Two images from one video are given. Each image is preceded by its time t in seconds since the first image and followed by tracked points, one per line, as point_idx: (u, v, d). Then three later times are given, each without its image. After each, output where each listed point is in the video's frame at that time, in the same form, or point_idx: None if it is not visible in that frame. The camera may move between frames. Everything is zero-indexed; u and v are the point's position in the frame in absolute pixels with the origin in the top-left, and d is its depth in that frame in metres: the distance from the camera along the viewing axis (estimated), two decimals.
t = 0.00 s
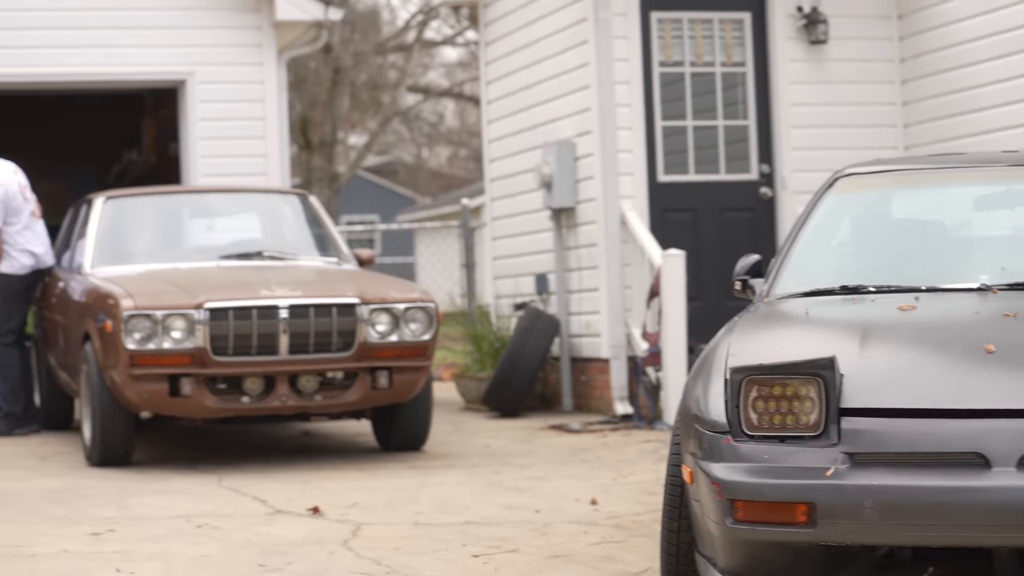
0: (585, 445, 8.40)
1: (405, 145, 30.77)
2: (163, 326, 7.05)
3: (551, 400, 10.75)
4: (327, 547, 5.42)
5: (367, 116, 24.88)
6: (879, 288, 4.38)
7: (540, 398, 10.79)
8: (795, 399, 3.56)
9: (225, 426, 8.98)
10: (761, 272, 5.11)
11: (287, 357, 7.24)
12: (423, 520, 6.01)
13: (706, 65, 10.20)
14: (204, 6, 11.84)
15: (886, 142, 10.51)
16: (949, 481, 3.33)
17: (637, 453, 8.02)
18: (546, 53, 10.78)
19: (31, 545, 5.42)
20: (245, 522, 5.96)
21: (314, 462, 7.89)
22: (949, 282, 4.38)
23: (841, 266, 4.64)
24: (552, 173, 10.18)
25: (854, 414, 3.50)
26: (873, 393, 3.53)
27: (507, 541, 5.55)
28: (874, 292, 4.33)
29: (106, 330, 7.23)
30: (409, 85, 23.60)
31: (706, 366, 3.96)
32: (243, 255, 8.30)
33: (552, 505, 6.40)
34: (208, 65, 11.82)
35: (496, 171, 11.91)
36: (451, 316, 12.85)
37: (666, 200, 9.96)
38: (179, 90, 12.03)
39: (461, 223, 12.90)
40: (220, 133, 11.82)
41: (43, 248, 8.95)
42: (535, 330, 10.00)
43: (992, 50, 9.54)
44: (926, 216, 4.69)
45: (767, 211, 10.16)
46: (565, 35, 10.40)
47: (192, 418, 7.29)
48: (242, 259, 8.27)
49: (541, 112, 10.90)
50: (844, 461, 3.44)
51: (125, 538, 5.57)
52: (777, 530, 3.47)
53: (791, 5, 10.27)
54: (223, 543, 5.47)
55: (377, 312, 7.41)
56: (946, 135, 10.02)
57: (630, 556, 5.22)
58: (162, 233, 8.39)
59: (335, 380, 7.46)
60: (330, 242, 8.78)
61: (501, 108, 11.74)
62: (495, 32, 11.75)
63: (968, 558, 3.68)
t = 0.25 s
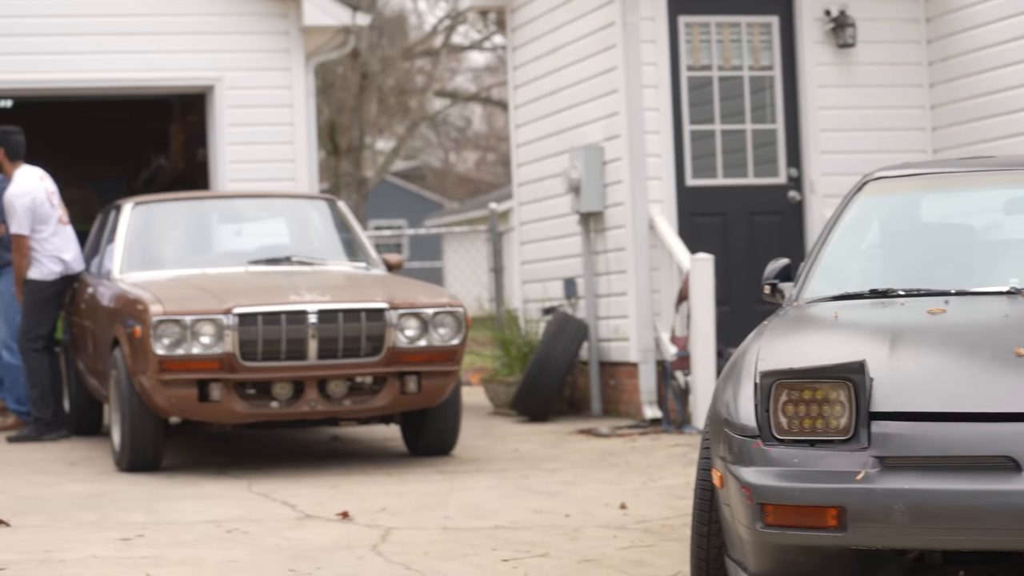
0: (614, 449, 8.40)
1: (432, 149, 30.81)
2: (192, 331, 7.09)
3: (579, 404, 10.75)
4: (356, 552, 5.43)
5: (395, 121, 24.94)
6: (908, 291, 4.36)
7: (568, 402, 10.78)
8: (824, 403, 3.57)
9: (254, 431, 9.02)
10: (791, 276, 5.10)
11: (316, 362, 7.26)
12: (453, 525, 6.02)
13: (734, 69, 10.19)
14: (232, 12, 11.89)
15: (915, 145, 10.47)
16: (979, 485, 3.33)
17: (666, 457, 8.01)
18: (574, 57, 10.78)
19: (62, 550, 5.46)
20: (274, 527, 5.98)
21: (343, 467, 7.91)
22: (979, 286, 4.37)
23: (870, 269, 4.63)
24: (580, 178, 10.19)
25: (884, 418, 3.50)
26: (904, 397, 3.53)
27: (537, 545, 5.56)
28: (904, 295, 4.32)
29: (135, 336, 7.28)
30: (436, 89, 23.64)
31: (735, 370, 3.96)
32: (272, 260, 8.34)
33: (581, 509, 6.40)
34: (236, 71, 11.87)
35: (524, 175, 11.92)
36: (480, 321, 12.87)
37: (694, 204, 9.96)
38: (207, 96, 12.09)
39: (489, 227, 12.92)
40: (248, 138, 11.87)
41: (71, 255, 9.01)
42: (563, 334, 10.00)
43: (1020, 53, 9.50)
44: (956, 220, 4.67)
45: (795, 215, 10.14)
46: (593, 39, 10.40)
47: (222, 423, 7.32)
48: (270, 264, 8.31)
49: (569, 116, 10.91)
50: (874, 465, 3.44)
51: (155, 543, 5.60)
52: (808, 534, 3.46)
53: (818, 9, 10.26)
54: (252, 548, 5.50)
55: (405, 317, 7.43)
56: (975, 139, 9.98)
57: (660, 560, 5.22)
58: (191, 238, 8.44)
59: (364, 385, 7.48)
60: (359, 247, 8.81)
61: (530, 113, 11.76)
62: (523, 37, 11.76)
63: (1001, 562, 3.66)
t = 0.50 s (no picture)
0: (642, 449, 8.40)
1: (459, 149, 30.83)
2: (220, 331, 7.13)
3: (607, 404, 10.75)
4: (385, 551, 5.46)
5: (422, 121, 24.96)
6: (938, 291, 4.36)
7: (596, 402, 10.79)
8: (853, 403, 3.57)
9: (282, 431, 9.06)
10: (819, 276, 5.09)
11: (344, 362, 7.30)
12: (481, 525, 6.04)
13: (762, 69, 10.17)
14: (260, 13, 11.93)
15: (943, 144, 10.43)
16: (1009, 485, 3.34)
17: (694, 457, 8.01)
18: (602, 57, 10.78)
19: (92, 550, 5.50)
20: (303, 526, 6.02)
21: (371, 467, 7.94)
22: (1009, 286, 4.36)
23: (899, 269, 4.62)
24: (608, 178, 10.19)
25: (913, 418, 3.51)
26: (933, 397, 3.53)
27: (565, 545, 5.57)
28: (932, 295, 4.31)
29: (164, 336, 7.33)
30: (464, 90, 23.66)
31: (764, 370, 3.96)
32: (300, 261, 8.38)
33: (610, 509, 6.41)
34: (263, 71, 11.91)
35: (552, 176, 11.93)
36: (507, 321, 12.88)
37: (722, 204, 9.95)
38: (235, 96, 12.13)
39: (517, 227, 12.92)
40: (275, 138, 11.92)
41: (99, 256, 9.08)
42: (591, 334, 10.01)
43: None
44: (985, 219, 4.66)
45: (823, 216, 10.11)
46: (621, 40, 10.40)
47: (250, 423, 7.36)
48: (298, 264, 8.35)
49: (597, 117, 10.91)
50: (903, 465, 3.45)
51: (184, 543, 5.64)
52: (837, 534, 3.47)
53: (846, 8, 10.22)
54: (281, 548, 5.53)
55: (434, 317, 7.45)
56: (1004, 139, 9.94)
57: (688, 560, 5.22)
58: (220, 239, 8.48)
59: (392, 385, 7.50)
60: (387, 247, 8.83)
61: (557, 113, 11.76)
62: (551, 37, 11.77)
63: None
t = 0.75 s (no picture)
0: (669, 447, 8.39)
1: (485, 147, 30.84)
2: (247, 330, 7.16)
3: (634, 402, 10.74)
4: (412, 550, 5.48)
5: (448, 119, 24.99)
6: (966, 289, 4.34)
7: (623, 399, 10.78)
8: (881, 401, 3.57)
9: (309, 429, 9.09)
10: (847, 274, 5.08)
11: (371, 361, 7.32)
12: (509, 523, 6.05)
13: (789, 66, 10.15)
14: (288, 12, 11.97)
15: (971, 142, 10.39)
16: None
17: (721, 455, 8.00)
18: (629, 55, 10.77)
19: (119, 549, 5.53)
20: (331, 525, 6.04)
21: (398, 465, 7.96)
22: None
23: (927, 266, 4.61)
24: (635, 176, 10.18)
25: (942, 416, 3.51)
26: (962, 395, 3.53)
27: (593, 543, 5.58)
28: (960, 293, 4.30)
29: (191, 335, 7.36)
30: (490, 88, 23.69)
31: (792, 368, 3.95)
32: (327, 259, 8.41)
33: (637, 507, 6.41)
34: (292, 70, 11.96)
35: (578, 174, 11.93)
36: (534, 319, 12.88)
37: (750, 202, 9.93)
38: (261, 96, 12.18)
39: (543, 226, 12.93)
40: (302, 137, 11.96)
41: (126, 255, 9.13)
42: (618, 332, 10.01)
43: None
44: (1013, 217, 4.64)
45: (851, 213, 10.06)
46: (648, 37, 10.40)
47: (278, 422, 7.39)
48: (325, 263, 8.38)
49: (624, 115, 10.90)
50: (932, 462, 3.45)
51: (211, 541, 5.67)
52: (865, 532, 3.48)
53: (873, 6, 10.18)
54: (308, 546, 5.55)
55: (461, 315, 7.47)
56: None
57: (716, 558, 5.22)
58: (246, 237, 8.52)
59: (420, 383, 7.52)
60: (413, 245, 8.85)
61: (584, 111, 11.76)
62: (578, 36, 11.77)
63: None
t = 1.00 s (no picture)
0: (697, 446, 8.39)
1: (512, 146, 30.85)
2: (275, 328, 7.19)
3: (661, 400, 10.74)
4: (440, 548, 5.49)
5: (474, 117, 25.01)
6: (994, 287, 4.33)
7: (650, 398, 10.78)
8: (910, 399, 3.57)
9: (337, 428, 9.11)
10: (875, 272, 5.07)
11: (399, 359, 7.34)
12: (537, 521, 6.06)
13: (816, 64, 10.12)
14: (315, 11, 12.01)
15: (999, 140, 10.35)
16: None
17: (749, 453, 7.99)
18: (656, 53, 10.76)
19: (147, 547, 5.57)
20: (359, 523, 6.06)
21: (426, 464, 7.98)
22: None
23: (956, 264, 4.59)
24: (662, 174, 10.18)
25: (970, 414, 3.51)
26: (991, 393, 3.52)
27: (621, 541, 5.58)
28: (989, 291, 4.28)
29: (219, 333, 7.39)
30: (517, 86, 23.70)
31: (820, 366, 3.95)
32: (354, 258, 8.43)
33: (665, 506, 6.41)
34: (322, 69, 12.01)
35: (605, 172, 11.93)
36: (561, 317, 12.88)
37: (777, 200, 9.91)
38: (288, 94, 12.22)
39: (571, 224, 12.93)
40: (329, 136, 12.00)
41: (154, 254, 9.17)
42: (645, 331, 10.01)
43: None
44: None
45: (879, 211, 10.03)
46: (675, 35, 10.38)
47: (305, 420, 7.41)
48: (353, 261, 8.40)
49: (651, 113, 10.90)
50: (960, 461, 3.45)
51: (239, 540, 5.70)
52: (894, 530, 3.48)
53: (900, 3, 10.14)
54: (336, 545, 5.57)
55: (488, 314, 7.49)
56: None
57: (744, 556, 5.22)
58: (274, 236, 8.55)
59: (447, 381, 7.54)
60: (441, 244, 8.87)
61: (611, 109, 11.76)
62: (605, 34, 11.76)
63: None
